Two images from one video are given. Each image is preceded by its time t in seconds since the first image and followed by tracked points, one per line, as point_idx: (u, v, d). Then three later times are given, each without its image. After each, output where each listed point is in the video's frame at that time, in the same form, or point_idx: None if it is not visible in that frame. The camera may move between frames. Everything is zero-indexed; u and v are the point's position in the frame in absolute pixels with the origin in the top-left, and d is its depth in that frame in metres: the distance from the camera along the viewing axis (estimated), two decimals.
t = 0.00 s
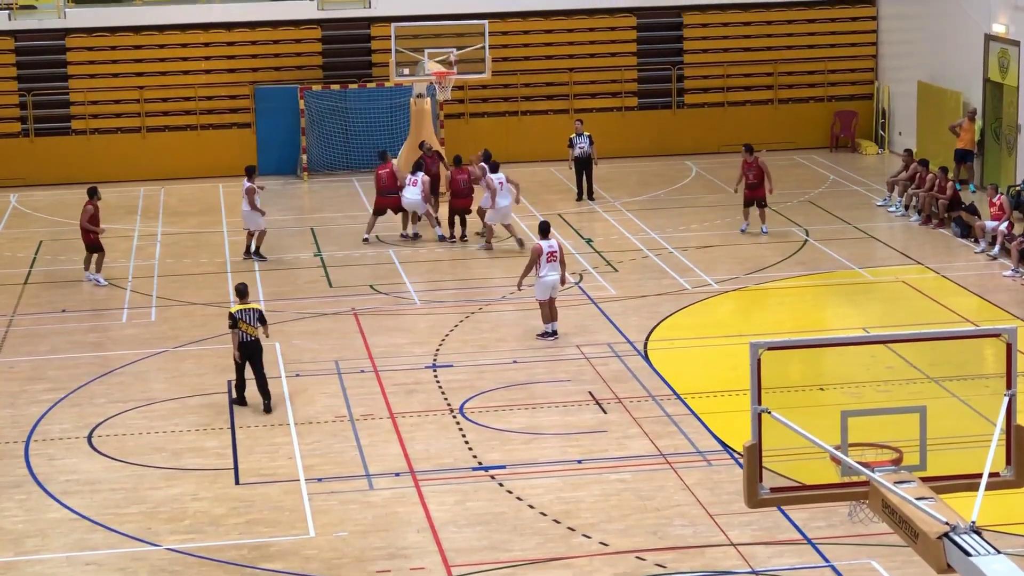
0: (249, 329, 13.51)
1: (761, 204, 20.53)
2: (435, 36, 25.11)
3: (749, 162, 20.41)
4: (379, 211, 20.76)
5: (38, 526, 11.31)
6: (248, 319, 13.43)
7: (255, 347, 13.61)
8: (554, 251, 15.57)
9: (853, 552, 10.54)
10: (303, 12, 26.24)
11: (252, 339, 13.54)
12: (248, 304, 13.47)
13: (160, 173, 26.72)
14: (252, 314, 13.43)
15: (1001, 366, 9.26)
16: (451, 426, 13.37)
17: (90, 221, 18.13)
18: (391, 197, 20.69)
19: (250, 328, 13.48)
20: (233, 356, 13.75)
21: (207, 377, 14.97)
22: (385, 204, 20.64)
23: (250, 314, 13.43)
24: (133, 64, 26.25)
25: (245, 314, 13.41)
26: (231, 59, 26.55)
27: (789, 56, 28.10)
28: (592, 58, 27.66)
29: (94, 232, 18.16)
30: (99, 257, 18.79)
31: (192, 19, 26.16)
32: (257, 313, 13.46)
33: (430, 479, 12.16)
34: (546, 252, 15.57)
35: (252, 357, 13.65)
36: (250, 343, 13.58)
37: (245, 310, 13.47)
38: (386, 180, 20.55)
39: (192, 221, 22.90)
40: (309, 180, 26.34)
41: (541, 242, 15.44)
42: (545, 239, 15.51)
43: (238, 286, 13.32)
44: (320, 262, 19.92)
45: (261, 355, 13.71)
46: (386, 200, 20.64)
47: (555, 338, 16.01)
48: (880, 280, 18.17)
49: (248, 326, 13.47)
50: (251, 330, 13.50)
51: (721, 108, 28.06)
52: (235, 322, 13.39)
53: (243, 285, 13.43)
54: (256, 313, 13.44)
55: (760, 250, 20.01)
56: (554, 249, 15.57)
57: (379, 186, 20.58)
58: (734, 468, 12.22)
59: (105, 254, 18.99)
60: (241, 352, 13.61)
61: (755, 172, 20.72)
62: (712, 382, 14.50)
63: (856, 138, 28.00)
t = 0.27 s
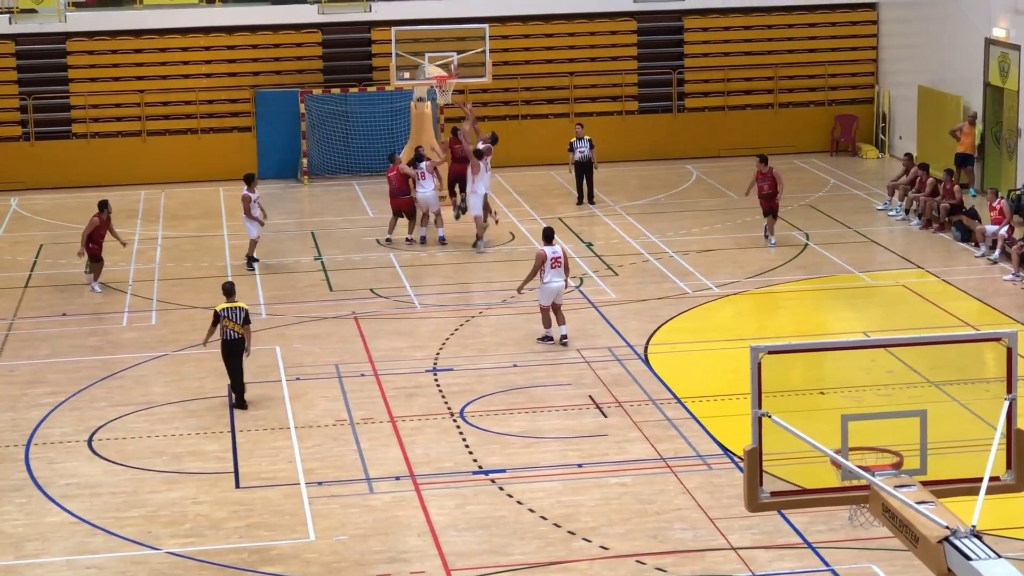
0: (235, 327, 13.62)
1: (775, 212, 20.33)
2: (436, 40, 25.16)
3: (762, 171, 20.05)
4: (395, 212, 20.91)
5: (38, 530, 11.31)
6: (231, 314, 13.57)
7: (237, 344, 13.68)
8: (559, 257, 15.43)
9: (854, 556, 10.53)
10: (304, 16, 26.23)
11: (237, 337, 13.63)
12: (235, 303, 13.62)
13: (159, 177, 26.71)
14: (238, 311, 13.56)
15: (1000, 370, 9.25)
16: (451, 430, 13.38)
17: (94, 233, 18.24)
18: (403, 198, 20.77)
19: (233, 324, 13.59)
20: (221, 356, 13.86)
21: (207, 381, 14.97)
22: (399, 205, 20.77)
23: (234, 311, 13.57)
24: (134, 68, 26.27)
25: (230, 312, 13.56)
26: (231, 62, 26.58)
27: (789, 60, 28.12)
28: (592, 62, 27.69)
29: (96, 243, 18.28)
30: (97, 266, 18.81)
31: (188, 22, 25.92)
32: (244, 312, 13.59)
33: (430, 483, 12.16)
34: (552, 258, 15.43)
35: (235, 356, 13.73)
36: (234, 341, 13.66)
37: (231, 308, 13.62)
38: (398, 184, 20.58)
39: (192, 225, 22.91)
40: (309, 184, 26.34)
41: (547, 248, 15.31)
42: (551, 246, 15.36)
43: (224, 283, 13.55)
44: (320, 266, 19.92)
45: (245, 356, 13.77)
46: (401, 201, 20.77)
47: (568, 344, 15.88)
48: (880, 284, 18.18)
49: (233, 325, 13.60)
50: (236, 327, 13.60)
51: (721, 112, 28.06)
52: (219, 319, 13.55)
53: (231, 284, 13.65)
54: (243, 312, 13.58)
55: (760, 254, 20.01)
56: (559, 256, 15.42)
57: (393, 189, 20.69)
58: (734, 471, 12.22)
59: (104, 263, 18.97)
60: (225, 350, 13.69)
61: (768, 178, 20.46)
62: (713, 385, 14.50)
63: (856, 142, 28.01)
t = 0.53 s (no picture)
0: (222, 326, 13.81)
1: (780, 213, 19.91)
2: (435, 44, 25.33)
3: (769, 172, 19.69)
4: (399, 212, 20.88)
5: (37, 533, 11.30)
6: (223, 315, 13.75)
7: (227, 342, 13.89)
8: (572, 268, 15.23)
9: (854, 559, 10.52)
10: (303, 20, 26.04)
11: (226, 336, 13.84)
12: (222, 303, 13.77)
13: (159, 180, 26.73)
14: (227, 311, 13.74)
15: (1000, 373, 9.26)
16: (451, 433, 13.37)
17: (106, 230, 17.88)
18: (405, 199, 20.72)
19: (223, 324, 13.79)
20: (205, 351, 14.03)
21: (207, 383, 14.97)
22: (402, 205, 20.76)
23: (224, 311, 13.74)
24: (133, 72, 26.28)
25: (218, 311, 13.72)
26: (232, 65, 26.59)
27: (790, 64, 28.11)
28: (592, 65, 27.68)
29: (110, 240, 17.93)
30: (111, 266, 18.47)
31: (188, 25, 25.87)
32: (232, 312, 13.76)
33: (430, 486, 12.15)
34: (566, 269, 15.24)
35: (224, 353, 13.94)
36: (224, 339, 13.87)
37: (219, 307, 13.77)
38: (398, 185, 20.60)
39: (192, 228, 22.91)
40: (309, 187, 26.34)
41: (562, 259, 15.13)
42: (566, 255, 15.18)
43: (215, 284, 13.57)
44: (320, 269, 19.92)
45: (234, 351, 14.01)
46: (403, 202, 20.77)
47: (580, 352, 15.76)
48: (880, 287, 18.19)
49: (222, 323, 13.79)
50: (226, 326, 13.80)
51: (721, 114, 28.06)
52: (208, 318, 13.72)
53: (220, 284, 13.69)
54: (230, 311, 13.75)
55: (760, 257, 20.01)
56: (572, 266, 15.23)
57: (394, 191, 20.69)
58: (734, 474, 12.22)
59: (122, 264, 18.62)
60: (213, 348, 13.89)
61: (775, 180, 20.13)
62: (713, 388, 14.50)
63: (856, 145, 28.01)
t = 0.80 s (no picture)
0: (205, 325, 13.74)
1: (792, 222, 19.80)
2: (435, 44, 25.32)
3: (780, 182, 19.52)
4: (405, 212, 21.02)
5: (37, 533, 11.30)
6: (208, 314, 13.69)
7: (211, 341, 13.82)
8: (588, 270, 15.13)
9: (854, 559, 10.51)
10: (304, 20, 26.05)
11: (210, 335, 13.76)
12: (205, 302, 13.72)
13: (160, 180, 26.72)
14: (210, 310, 13.67)
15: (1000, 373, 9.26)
16: (451, 433, 13.37)
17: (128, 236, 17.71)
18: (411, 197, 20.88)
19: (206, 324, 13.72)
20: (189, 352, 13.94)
21: (207, 383, 14.97)
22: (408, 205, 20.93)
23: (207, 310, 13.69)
24: (134, 72, 26.29)
25: (201, 311, 13.66)
26: (232, 65, 26.59)
27: (790, 64, 28.10)
28: (593, 65, 27.68)
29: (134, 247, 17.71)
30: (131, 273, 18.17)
31: (188, 25, 25.87)
32: (215, 311, 13.68)
33: (430, 486, 12.15)
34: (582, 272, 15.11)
35: (208, 352, 13.86)
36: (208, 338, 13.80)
37: (202, 306, 13.71)
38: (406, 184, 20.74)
39: (192, 228, 22.91)
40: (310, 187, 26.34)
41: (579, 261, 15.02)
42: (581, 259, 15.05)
43: (198, 283, 13.60)
44: (321, 269, 19.93)
45: (219, 350, 13.92)
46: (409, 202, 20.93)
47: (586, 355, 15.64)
48: (881, 287, 18.18)
49: (204, 323, 13.71)
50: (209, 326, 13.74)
51: (721, 114, 28.05)
52: (191, 317, 13.65)
53: (203, 283, 13.74)
54: (214, 310, 13.68)
55: (761, 257, 20.01)
56: (588, 268, 15.13)
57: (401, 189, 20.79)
58: (734, 475, 12.21)
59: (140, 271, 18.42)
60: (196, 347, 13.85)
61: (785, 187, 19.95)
62: (713, 388, 14.49)
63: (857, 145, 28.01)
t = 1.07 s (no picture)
0: (182, 328, 13.76)
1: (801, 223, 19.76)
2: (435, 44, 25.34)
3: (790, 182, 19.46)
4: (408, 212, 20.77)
5: (37, 534, 11.30)
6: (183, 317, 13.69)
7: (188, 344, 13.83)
8: (598, 272, 14.96)
9: (854, 560, 10.53)
10: (303, 20, 26.08)
11: (186, 338, 13.78)
12: (182, 304, 13.73)
13: (159, 181, 26.73)
14: (183, 313, 13.68)
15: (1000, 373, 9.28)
16: (451, 434, 13.38)
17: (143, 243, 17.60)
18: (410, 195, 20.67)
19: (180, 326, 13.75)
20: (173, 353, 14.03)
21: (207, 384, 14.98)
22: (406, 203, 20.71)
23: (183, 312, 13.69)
24: (134, 73, 26.29)
25: (177, 312, 13.69)
26: (231, 66, 26.59)
27: (789, 65, 28.11)
28: (592, 66, 27.68)
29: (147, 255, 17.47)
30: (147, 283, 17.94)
31: (189, 26, 25.85)
32: (189, 313, 13.68)
33: (430, 487, 12.16)
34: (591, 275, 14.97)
35: (188, 354, 13.88)
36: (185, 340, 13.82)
37: (179, 308, 13.74)
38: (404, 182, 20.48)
39: (192, 229, 22.92)
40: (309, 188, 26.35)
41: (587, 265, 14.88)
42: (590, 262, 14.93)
43: (172, 284, 13.65)
44: (320, 269, 19.94)
45: (198, 352, 13.93)
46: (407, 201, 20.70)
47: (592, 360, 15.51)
48: (880, 288, 18.19)
49: (180, 325, 13.74)
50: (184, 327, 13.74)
51: (721, 115, 28.06)
52: (167, 319, 13.72)
53: (180, 285, 13.77)
54: (188, 313, 13.68)
55: (760, 258, 20.02)
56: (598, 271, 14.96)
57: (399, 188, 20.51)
58: (734, 475, 12.22)
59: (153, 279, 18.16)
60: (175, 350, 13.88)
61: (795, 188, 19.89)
62: (713, 390, 14.50)
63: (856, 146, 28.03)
